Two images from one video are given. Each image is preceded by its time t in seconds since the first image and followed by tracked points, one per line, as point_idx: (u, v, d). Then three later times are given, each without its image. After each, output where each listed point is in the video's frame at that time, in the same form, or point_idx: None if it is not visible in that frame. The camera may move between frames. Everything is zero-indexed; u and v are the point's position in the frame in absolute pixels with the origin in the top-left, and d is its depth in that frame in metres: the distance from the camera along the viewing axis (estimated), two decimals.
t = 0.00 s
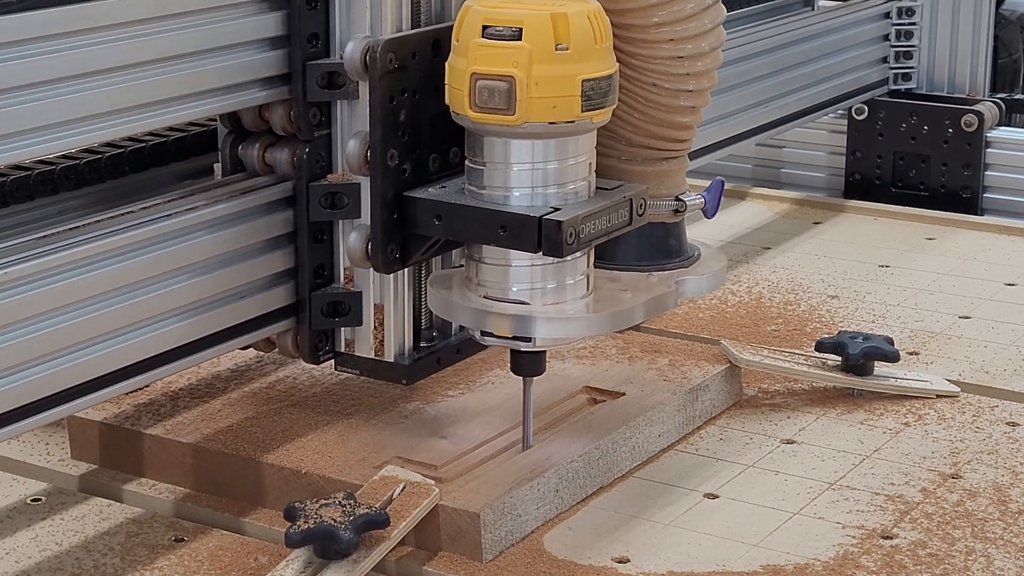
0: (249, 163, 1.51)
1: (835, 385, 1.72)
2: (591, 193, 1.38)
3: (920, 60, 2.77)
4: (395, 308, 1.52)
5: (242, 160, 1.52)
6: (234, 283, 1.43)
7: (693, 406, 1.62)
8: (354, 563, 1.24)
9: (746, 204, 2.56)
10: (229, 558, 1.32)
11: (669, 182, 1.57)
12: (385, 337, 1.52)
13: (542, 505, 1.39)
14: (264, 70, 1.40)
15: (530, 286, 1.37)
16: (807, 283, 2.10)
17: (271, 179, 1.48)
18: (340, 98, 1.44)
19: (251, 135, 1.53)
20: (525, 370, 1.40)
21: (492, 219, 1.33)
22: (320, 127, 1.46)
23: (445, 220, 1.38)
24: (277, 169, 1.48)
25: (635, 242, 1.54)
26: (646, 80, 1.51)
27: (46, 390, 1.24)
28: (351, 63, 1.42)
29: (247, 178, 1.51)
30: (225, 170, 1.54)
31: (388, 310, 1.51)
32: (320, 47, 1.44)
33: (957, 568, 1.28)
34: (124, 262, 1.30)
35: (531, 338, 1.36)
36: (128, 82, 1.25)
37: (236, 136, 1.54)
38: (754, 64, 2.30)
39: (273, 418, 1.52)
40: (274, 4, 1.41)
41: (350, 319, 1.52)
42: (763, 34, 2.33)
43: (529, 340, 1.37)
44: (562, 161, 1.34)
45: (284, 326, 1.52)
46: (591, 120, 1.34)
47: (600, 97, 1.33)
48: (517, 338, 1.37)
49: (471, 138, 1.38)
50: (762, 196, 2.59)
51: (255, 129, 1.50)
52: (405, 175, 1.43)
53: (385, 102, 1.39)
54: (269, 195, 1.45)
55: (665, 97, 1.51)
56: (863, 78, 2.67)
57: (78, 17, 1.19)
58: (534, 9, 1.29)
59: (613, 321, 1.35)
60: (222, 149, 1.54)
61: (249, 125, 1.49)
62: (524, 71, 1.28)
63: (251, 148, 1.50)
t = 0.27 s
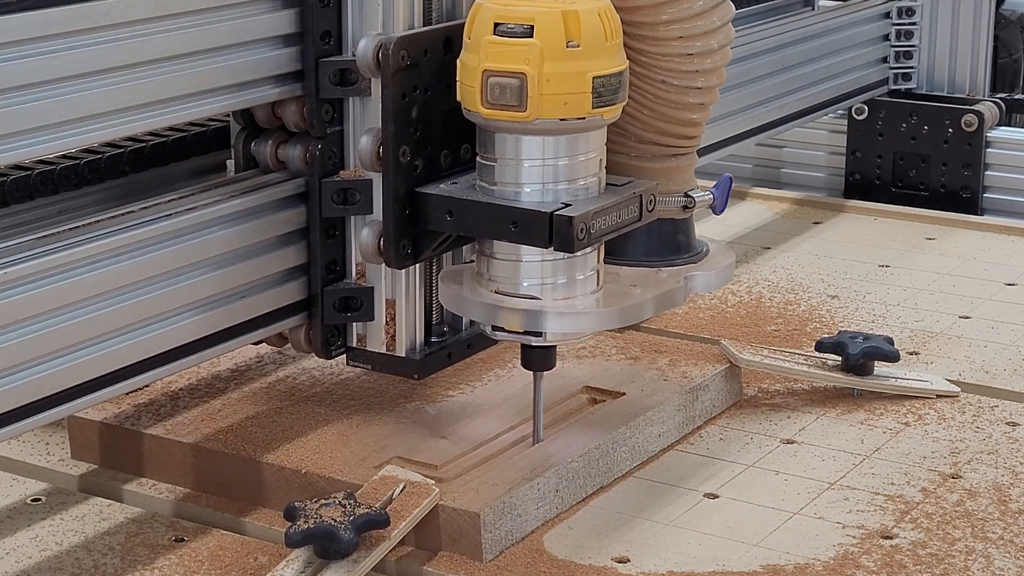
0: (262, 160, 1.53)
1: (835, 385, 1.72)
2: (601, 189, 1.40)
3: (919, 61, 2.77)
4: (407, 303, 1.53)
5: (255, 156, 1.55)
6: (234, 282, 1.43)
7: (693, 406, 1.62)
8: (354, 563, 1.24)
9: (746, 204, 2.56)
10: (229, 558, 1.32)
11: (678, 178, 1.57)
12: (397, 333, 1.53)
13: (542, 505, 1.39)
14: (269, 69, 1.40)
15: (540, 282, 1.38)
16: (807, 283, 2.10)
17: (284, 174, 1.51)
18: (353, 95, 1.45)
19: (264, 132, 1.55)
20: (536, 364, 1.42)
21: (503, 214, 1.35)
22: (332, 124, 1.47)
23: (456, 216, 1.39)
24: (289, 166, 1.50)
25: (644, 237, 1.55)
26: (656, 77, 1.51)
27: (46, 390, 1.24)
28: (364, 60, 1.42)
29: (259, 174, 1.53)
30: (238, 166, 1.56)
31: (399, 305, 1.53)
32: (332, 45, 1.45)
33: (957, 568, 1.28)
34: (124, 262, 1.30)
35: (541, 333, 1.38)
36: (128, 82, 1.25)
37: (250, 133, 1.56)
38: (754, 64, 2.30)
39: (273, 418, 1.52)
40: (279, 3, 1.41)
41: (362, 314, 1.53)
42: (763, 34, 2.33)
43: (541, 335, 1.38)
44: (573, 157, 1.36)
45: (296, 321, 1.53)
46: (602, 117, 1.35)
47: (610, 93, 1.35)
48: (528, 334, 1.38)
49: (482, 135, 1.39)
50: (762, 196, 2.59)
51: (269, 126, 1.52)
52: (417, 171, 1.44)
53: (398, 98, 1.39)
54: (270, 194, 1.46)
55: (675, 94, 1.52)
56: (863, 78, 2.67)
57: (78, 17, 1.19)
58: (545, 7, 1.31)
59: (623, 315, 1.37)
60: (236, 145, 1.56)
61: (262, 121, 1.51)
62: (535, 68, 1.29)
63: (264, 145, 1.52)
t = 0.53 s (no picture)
0: (276, 156, 1.54)
1: (835, 385, 1.72)
2: (611, 185, 1.42)
3: (920, 61, 2.77)
4: (419, 299, 1.55)
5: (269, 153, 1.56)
6: (235, 282, 1.43)
7: (693, 406, 1.62)
8: (354, 563, 1.24)
9: (746, 204, 2.56)
10: (229, 558, 1.32)
11: (688, 175, 1.57)
12: (409, 328, 1.55)
13: (542, 505, 1.39)
14: (273, 68, 1.41)
15: (551, 277, 1.40)
16: (807, 283, 2.10)
17: (297, 171, 1.52)
18: (365, 93, 1.47)
19: (277, 128, 1.56)
20: (546, 358, 1.44)
21: (515, 210, 1.36)
22: (345, 120, 1.49)
23: (468, 211, 1.41)
24: (303, 162, 1.52)
25: (654, 233, 1.57)
26: (665, 74, 1.52)
27: (46, 390, 1.25)
28: (377, 57, 1.45)
29: (270, 171, 1.53)
30: (252, 163, 1.58)
31: (411, 300, 1.55)
32: (345, 42, 1.47)
33: (957, 568, 1.29)
34: (125, 262, 1.30)
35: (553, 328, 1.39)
36: (128, 82, 1.25)
37: (263, 129, 1.57)
38: (754, 64, 2.30)
39: (273, 418, 1.52)
40: (282, 3, 1.41)
41: (374, 309, 1.55)
42: (764, 34, 2.33)
43: (552, 329, 1.39)
44: (583, 154, 1.38)
45: (309, 316, 1.55)
46: (613, 113, 1.37)
47: (621, 90, 1.36)
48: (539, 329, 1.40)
49: (494, 131, 1.41)
50: (762, 196, 2.59)
51: (281, 123, 1.53)
52: (429, 167, 1.46)
53: (410, 95, 1.41)
54: (272, 194, 1.46)
55: (684, 91, 1.53)
56: (863, 78, 2.67)
57: (79, 17, 1.19)
58: (557, 4, 1.32)
59: (634, 310, 1.38)
60: (250, 141, 1.57)
61: (275, 118, 1.52)
62: (547, 65, 1.31)
63: (278, 141, 1.53)
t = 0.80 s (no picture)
0: (288, 153, 1.56)
1: (835, 385, 1.72)
2: (621, 181, 1.42)
3: (919, 60, 2.77)
4: (430, 294, 1.56)
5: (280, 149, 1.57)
6: (236, 281, 1.44)
7: (693, 406, 1.62)
8: (354, 563, 1.24)
9: (746, 204, 2.56)
10: (229, 558, 1.32)
11: (695, 171, 1.59)
12: (420, 323, 1.57)
13: (543, 505, 1.39)
14: (273, 68, 1.40)
15: (561, 272, 1.41)
16: (807, 283, 2.10)
17: (309, 167, 1.54)
18: (377, 89, 1.49)
19: (289, 125, 1.58)
20: (556, 353, 1.46)
21: (525, 206, 1.38)
22: (357, 118, 1.50)
23: (479, 208, 1.42)
24: (316, 158, 1.53)
25: (663, 230, 1.57)
26: (674, 72, 1.54)
27: (46, 390, 1.25)
28: (390, 55, 1.46)
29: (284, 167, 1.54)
30: (264, 160, 1.59)
31: (422, 296, 1.56)
32: (358, 39, 1.48)
33: (956, 568, 1.29)
34: (125, 262, 1.30)
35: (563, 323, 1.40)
36: (128, 82, 1.25)
37: (275, 126, 1.58)
38: (754, 64, 2.30)
39: (273, 418, 1.52)
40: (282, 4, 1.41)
41: (385, 304, 1.57)
42: (764, 34, 2.33)
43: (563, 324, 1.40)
44: (594, 150, 1.38)
45: (320, 312, 1.57)
46: (623, 110, 1.38)
47: (631, 87, 1.38)
48: (550, 323, 1.41)
49: (504, 128, 1.42)
50: (762, 196, 2.59)
51: (293, 120, 1.55)
52: (441, 164, 1.47)
53: (422, 92, 1.42)
54: (273, 194, 1.46)
55: (693, 88, 1.54)
56: (863, 78, 2.67)
57: (79, 17, 1.19)
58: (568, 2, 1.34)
59: (643, 305, 1.40)
60: (262, 139, 1.59)
61: (287, 115, 1.54)
62: (558, 62, 1.32)
63: (290, 138, 1.55)
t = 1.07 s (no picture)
0: (300, 150, 1.56)
1: (835, 385, 1.72)
2: (631, 177, 1.43)
3: (919, 60, 2.77)
4: (441, 289, 1.57)
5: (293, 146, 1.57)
6: (236, 281, 1.43)
7: (693, 406, 1.62)
8: (354, 563, 1.24)
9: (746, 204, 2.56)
10: (229, 558, 1.32)
11: (703, 168, 1.59)
12: (431, 318, 1.58)
13: (543, 505, 1.39)
14: (273, 68, 1.40)
15: (571, 268, 1.42)
16: (807, 283, 2.10)
17: (321, 164, 1.54)
18: (389, 86, 1.49)
19: (302, 122, 1.58)
20: (566, 348, 1.46)
21: (536, 202, 1.39)
22: (369, 114, 1.51)
23: (490, 204, 1.43)
24: (328, 155, 1.54)
25: (671, 226, 1.57)
26: (684, 69, 1.54)
27: (46, 390, 1.25)
28: (402, 52, 1.46)
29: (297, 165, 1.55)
30: (276, 156, 1.59)
31: (433, 291, 1.57)
32: (370, 37, 1.49)
33: (956, 568, 1.29)
34: (125, 262, 1.30)
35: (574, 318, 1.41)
36: (128, 82, 1.25)
37: (287, 123, 1.58)
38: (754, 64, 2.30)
39: (273, 418, 1.52)
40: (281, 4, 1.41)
41: (396, 300, 1.57)
42: (764, 34, 2.33)
43: (573, 320, 1.41)
44: (604, 147, 1.39)
45: (332, 307, 1.58)
46: (633, 107, 1.39)
47: (641, 84, 1.38)
48: (560, 318, 1.42)
49: (515, 125, 1.43)
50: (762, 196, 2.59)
51: (306, 116, 1.55)
52: (452, 161, 1.48)
53: (433, 89, 1.43)
54: (274, 194, 1.46)
55: (702, 85, 1.55)
56: (863, 78, 2.67)
57: (78, 17, 1.19)
58: None
59: (653, 300, 1.41)
60: (274, 135, 1.59)
61: (300, 112, 1.54)
62: (569, 59, 1.33)
63: (302, 135, 1.55)
